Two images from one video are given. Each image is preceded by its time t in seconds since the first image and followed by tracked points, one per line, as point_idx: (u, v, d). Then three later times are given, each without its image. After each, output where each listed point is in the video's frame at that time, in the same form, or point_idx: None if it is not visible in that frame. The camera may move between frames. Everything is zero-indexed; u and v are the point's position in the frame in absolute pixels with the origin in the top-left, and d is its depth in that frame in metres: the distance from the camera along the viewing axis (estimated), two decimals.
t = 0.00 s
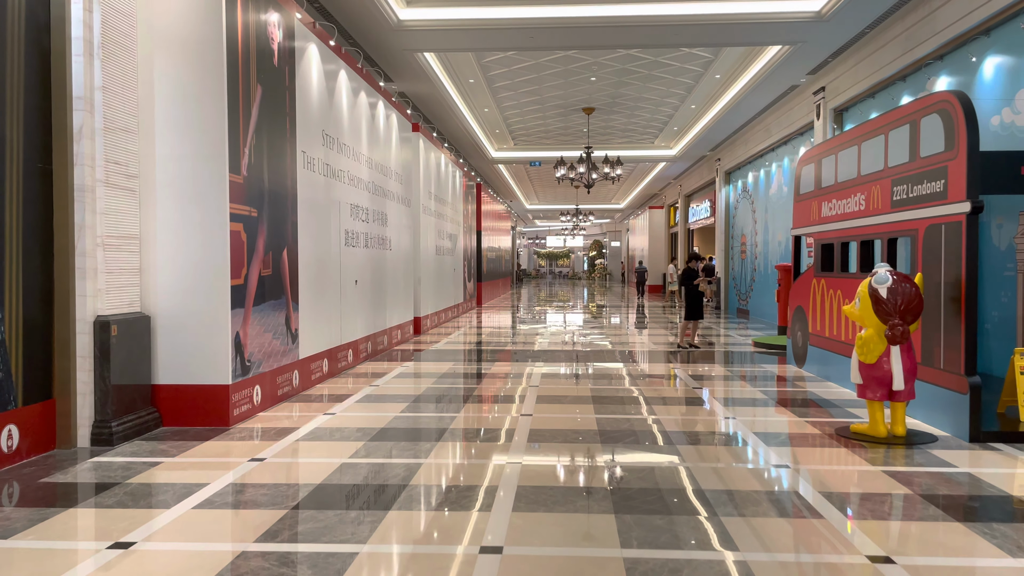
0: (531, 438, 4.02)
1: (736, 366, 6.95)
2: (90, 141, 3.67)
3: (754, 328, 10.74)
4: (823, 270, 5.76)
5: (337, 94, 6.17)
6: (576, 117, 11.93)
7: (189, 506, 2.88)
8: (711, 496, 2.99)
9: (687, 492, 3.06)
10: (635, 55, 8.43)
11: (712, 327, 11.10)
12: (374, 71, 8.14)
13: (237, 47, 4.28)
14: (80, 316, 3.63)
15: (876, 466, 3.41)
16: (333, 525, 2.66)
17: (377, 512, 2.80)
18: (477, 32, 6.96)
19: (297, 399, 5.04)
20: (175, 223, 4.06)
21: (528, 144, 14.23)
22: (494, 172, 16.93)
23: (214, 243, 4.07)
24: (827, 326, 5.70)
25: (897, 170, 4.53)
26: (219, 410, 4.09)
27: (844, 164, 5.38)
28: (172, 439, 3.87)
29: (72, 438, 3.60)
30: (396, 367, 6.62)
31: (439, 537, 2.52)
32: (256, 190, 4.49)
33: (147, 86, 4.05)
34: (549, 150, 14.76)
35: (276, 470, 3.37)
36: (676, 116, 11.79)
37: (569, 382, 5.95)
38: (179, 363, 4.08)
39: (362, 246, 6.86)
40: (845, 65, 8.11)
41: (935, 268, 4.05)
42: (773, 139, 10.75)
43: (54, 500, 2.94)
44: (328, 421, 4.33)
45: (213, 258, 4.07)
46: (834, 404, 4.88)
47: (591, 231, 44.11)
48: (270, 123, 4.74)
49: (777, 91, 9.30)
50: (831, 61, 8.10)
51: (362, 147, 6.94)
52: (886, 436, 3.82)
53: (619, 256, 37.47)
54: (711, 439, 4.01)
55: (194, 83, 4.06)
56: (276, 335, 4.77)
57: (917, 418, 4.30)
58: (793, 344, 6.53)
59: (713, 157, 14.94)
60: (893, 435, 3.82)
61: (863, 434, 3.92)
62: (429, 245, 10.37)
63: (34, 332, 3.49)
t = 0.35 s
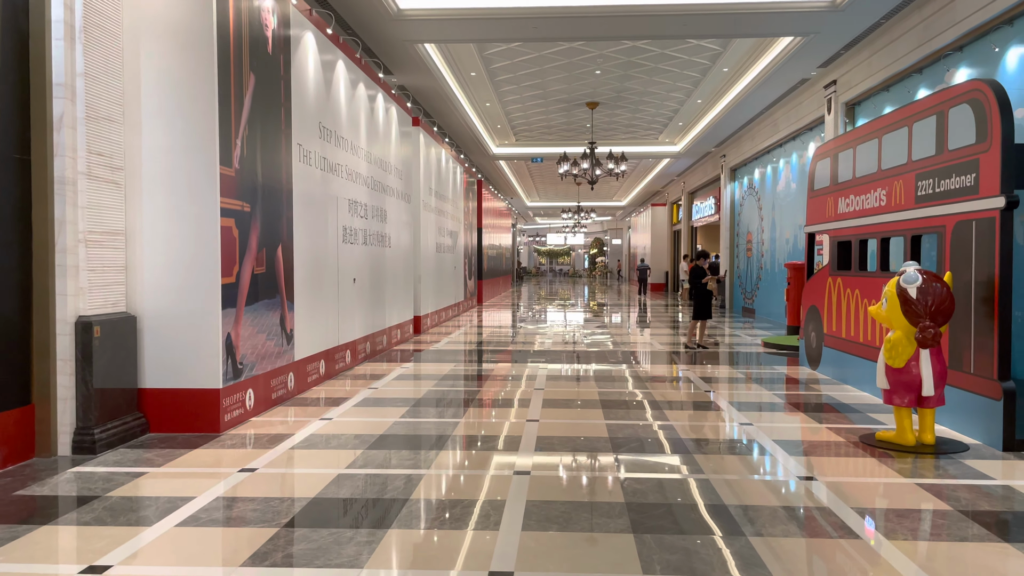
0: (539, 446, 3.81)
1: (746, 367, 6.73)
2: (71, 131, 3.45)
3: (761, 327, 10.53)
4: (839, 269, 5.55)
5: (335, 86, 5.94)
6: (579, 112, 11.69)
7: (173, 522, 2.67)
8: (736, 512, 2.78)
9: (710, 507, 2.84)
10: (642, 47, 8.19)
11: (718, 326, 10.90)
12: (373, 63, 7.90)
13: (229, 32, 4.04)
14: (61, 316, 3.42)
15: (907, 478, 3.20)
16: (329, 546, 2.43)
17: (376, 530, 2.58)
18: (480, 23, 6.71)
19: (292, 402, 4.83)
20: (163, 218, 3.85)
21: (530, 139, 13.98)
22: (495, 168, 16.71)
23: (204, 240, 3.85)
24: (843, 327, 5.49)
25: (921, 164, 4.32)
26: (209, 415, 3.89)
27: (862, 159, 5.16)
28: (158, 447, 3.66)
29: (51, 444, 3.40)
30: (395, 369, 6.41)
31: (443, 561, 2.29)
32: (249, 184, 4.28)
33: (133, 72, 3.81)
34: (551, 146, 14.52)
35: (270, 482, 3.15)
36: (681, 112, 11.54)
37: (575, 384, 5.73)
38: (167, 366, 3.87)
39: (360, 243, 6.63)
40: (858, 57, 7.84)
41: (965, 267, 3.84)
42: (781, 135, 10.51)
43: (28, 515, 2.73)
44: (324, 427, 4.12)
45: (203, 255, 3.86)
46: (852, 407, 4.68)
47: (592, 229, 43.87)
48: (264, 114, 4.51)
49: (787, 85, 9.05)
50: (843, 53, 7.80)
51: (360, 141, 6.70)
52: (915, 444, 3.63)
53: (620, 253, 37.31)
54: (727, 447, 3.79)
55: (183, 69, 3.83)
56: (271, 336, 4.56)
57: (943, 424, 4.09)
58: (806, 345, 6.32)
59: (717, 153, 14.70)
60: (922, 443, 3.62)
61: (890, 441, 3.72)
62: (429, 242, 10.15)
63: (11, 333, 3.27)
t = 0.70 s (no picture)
0: (544, 452, 3.62)
1: (755, 369, 6.54)
2: (50, 119, 3.26)
3: (768, 327, 10.34)
4: (854, 267, 5.35)
5: (333, 78, 5.74)
6: (583, 108, 11.49)
7: (155, 536, 2.49)
8: (757, 527, 2.59)
9: (728, 521, 2.65)
10: (649, 41, 7.99)
11: (724, 326, 10.71)
12: (374, 55, 7.69)
13: (220, 17, 3.84)
14: (39, 315, 3.23)
15: (937, 490, 3.01)
16: (320, 565, 2.25)
17: (370, 548, 2.39)
18: (482, 14, 6.49)
19: (287, 405, 4.65)
20: (150, 212, 3.66)
21: (533, 136, 13.78)
22: (498, 166, 16.50)
23: (192, 236, 3.67)
24: (858, 327, 5.30)
25: (945, 158, 4.12)
26: (199, 418, 3.72)
27: (880, 153, 4.95)
28: (143, 454, 3.47)
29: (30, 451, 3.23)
30: (394, 369, 6.23)
31: None
32: (241, 177, 4.09)
33: (118, 59, 3.62)
34: (554, 143, 14.31)
35: (261, 491, 2.98)
36: (688, 108, 11.34)
37: (580, 386, 5.54)
38: (154, 367, 3.70)
39: (359, 240, 6.45)
40: (870, 51, 7.57)
41: (994, 267, 3.64)
42: (788, 132, 10.27)
43: None
44: (319, 432, 3.93)
45: (192, 252, 3.68)
46: (869, 411, 4.49)
47: (594, 228, 43.65)
48: (257, 105, 4.32)
49: (796, 80, 8.81)
50: (854, 46, 7.51)
51: (359, 135, 6.51)
52: (940, 453, 3.45)
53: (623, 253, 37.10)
54: (742, 455, 3.58)
55: (171, 55, 3.63)
56: (264, 336, 4.38)
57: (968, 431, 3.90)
58: (818, 346, 6.13)
59: (723, 151, 14.46)
60: (949, 452, 3.46)
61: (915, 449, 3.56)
62: (431, 240, 9.96)
63: None
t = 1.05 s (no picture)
0: (547, 468, 3.40)
1: (765, 376, 6.31)
2: (23, 113, 3.06)
3: (775, 332, 10.12)
4: (871, 271, 5.13)
5: (328, 74, 5.53)
6: (587, 108, 11.29)
7: (124, 565, 2.28)
8: (781, 557, 2.37)
9: (749, 550, 2.44)
10: (655, 38, 7.77)
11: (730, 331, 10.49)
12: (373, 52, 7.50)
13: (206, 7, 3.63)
14: (10, 322, 3.02)
15: (972, 513, 2.79)
16: None
17: None
18: (484, 9, 6.30)
19: (278, 415, 4.44)
20: (131, 212, 3.46)
21: (536, 137, 13.58)
22: (500, 167, 16.29)
23: (176, 237, 3.47)
24: (874, 334, 5.08)
25: (971, 157, 3.89)
26: (182, 431, 3.51)
27: (898, 152, 4.73)
28: (121, 469, 3.27)
29: None
30: (392, 376, 6.02)
31: None
32: (229, 176, 3.89)
33: (98, 49, 3.43)
34: (557, 143, 14.10)
35: (244, 512, 2.77)
36: (693, 108, 11.12)
37: (584, 394, 5.32)
38: (135, 376, 3.49)
39: (356, 242, 6.24)
40: (883, 48, 7.34)
41: None
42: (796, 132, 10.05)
43: None
44: (310, 445, 3.72)
45: (175, 254, 3.47)
46: (889, 423, 4.26)
47: (597, 230, 43.43)
48: (246, 100, 4.12)
49: (805, 79, 8.59)
50: (867, 44, 7.31)
51: (356, 133, 6.31)
52: (972, 470, 3.23)
53: (625, 255, 36.87)
54: (760, 473, 3.34)
55: (153, 46, 3.43)
56: (254, 343, 4.17)
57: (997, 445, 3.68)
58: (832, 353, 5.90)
59: (728, 152, 14.25)
60: (980, 468, 3.23)
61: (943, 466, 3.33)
62: (431, 242, 9.75)
63: None
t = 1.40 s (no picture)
0: (558, 483, 3.20)
1: (778, 384, 6.08)
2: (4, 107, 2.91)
3: (787, 338, 9.88)
4: (893, 275, 4.91)
5: (329, 71, 5.36)
6: (594, 109, 11.11)
7: None
8: None
9: None
10: (665, 36, 7.59)
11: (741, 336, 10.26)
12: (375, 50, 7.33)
13: None
14: None
15: (1018, 536, 2.58)
16: None
17: None
18: (490, 5, 6.12)
19: (275, 424, 4.26)
20: (120, 211, 3.30)
21: (542, 139, 13.41)
22: (505, 169, 16.12)
23: (167, 238, 3.30)
24: (895, 340, 4.87)
25: (1001, 156, 3.69)
26: (171, 443, 3.34)
27: (920, 152, 4.52)
28: (105, 484, 3.09)
29: None
30: (395, 383, 5.83)
31: None
32: (224, 174, 3.73)
33: (85, 41, 3.27)
34: (564, 145, 13.92)
35: (232, 532, 2.58)
36: (703, 109, 10.92)
37: (594, 402, 5.11)
38: (122, 385, 3.33)
39: (359, 244, 6.07)
40: (900, 46, 7.11)
41: None
42: (808, 134, 9.83)
43: None
44: (306, 456, 3.53)
45: (165, 256, 3.31)
46: (914, 433, 4.03)
47: (603, 234, 43.19)
48: (242, 96, 3.95)
49: (818, 79, 8.39)
50: (883, 42, 7.09)
51: (358, 133, 6.13)
52: (1011, 489, 3.00)
53: (632, 259, 36.64)
54: (783, 489, 3.08)
55: (143, 38, 3.27)
56: (250, 349, 4.00)
57: None
58: (850, 360, 5.68)
59: (738, 154, 14.02)
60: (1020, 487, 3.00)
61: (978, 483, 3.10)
62: (436, 244, 9.57)
63: None
